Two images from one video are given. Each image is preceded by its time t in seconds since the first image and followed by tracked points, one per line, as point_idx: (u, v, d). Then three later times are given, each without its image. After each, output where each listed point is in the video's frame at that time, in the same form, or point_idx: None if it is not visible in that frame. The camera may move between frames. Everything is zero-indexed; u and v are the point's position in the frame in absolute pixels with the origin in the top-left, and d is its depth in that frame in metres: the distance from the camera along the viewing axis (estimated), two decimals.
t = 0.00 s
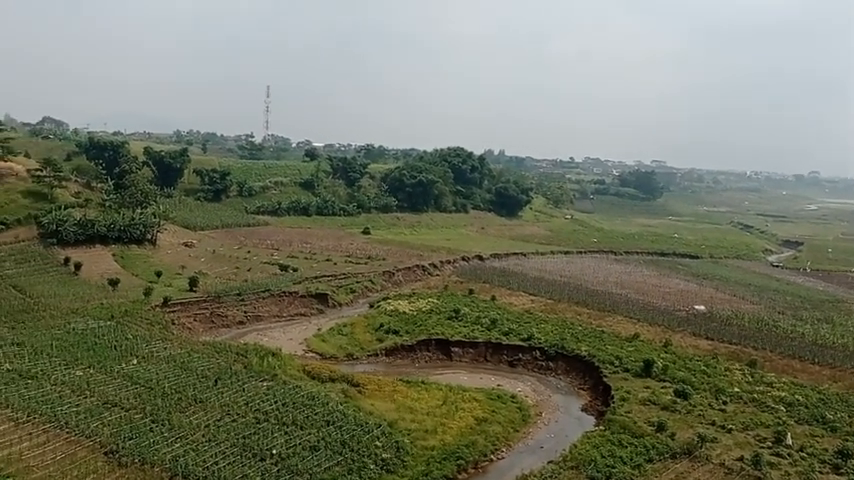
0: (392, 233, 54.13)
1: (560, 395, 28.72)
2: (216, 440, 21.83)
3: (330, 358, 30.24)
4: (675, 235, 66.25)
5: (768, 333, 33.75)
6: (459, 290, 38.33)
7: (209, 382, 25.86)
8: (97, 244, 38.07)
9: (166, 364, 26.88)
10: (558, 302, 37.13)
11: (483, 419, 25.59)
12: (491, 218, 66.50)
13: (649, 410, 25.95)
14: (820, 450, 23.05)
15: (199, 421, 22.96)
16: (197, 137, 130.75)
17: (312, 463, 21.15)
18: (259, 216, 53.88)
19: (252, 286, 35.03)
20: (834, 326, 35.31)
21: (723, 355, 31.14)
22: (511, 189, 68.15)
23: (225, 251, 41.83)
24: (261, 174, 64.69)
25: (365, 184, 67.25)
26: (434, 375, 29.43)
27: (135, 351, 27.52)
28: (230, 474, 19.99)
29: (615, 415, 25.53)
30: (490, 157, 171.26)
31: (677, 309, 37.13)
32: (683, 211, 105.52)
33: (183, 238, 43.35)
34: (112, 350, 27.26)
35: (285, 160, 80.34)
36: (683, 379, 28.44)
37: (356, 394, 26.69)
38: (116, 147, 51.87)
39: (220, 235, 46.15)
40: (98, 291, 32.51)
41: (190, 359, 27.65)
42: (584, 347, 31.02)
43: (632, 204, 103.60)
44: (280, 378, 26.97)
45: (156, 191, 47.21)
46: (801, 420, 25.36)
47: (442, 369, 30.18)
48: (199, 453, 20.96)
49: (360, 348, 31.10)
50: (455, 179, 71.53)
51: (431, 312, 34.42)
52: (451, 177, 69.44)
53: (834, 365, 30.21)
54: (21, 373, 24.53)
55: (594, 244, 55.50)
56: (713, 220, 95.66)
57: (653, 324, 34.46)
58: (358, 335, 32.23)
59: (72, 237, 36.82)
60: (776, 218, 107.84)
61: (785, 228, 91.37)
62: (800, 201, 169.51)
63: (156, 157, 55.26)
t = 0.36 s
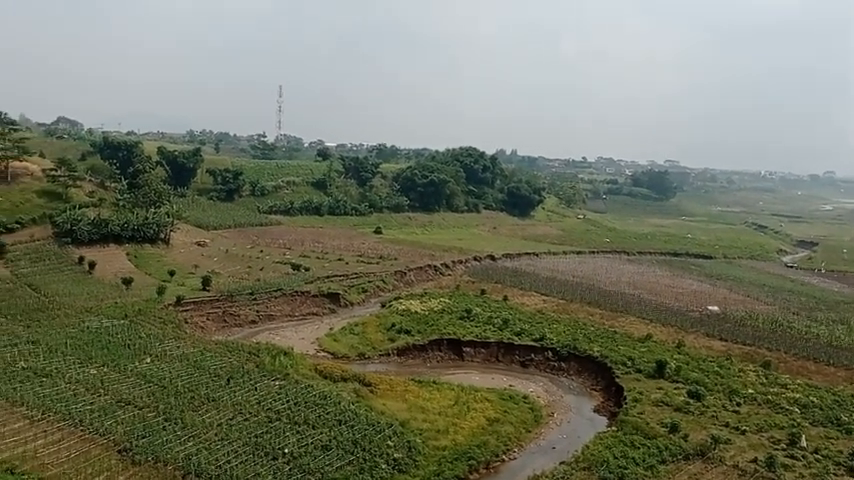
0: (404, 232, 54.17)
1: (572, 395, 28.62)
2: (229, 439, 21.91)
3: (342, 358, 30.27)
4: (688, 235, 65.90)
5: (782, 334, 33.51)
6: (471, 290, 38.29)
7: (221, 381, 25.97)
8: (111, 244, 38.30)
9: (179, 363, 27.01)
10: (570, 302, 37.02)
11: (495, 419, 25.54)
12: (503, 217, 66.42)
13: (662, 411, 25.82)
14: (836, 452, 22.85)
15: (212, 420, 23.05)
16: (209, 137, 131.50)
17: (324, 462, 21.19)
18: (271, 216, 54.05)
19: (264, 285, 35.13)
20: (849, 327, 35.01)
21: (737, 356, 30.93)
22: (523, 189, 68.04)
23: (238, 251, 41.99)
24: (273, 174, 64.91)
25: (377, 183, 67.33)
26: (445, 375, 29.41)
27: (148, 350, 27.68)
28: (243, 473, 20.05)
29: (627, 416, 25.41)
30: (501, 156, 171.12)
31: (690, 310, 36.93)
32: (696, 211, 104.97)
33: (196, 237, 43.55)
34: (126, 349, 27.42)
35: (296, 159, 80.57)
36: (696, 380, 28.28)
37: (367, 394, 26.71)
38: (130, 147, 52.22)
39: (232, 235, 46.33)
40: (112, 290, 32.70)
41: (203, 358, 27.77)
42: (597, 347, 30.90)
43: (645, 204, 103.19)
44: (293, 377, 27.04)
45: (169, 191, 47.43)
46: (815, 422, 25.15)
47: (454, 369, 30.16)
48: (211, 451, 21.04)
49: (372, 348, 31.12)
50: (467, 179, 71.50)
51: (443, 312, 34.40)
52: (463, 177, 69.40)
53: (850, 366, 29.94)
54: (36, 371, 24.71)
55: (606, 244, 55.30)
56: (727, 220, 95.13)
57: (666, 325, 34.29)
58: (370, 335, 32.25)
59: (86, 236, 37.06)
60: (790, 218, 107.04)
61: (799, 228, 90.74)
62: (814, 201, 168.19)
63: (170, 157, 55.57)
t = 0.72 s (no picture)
0: (419, 232, 54.16)
1: (587, 395, 28.51)
2: (244, 437, 22.00)
3: (357, 357, 30.32)
4: (704, 235, 65.47)
5: (800, 335, 33.21)
6: (485, 290, 38.23)
7: (237, 380, 26.08)
8: (128, 243, 38.57)
9: (195, 362, 27.15)
10: (585, 302, 36.88)
11: (509, 419, 25.49)
12: (517, 217, 66.28)
13: (678, 412, 25.65)
14: None
15: (227, 418, 23.16)
16: (224, 137, 132.28)
17: (338, 461, 21.24)
18: (286, 215, 54.23)
19: (279, 285, 35.24)
20: None
21: (754, 356, 30.69)
22: (538, 189, 67.86)
23: (253, 250, 42.16)
24: (288, 173, 65.12)
25: (391, 183, 67.37)
26: (460, 375, 29.39)
27: (164, 348, 27.85)
28: (258, 472, 20.13)
29: (643, 417, 25.27)
30: (515, 156, 170.82)
31: (706, 310, 36.67)
32: (712, 210, 104.26)
33: (212, 236, 43.77)
34: (143, 347, 27.60)
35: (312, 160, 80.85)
36: (713, 380, 28.08)
37: (382, 393, 26.74)
38: (146, 147, 52.59)
39: (247, 234, 46.52)
40: (129, 289, 32.93)
41: (218, 357, 27.91)
42: (612, 347, 30.75)
43: (660, 204, 102.65)
44: (307, 376, 27.11)
45: (185, 191, 47.73)
46: (834, 423, 24.89)
47: (468, 369, 30.13)
48: (227, 450, 21.14)
49: (386, 347, 31.14)
50: (481, 179, 71.41)
51: (457, 311, 34.36)
52: (477, 176, 69.31)
53: None
54: (54, 369, 24.93)
55: (622, 244, 55.03)
56: (744, 219, 94.38)
57: (682, 325, 34.09)
58: (385, 334, 32.27)
59: (103, 236, 37.36)
60: (808, 217, 106.05)
61: (817, 227, 89.86)
62: (832, 200, 166.58)
63: (185, 157, 55.90)
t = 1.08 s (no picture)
0: (442, 232, 54.14)
1: (612, 396, 28.30)
2: (269, 437, 22.13)
3: (381, 357, 30.37)
4: (731, 235, 64.68)
5: (829, 336, 32.67)
6: (509, 290, 38.11)
7: (262, 379, 26.25)
8: (155, 244, 39.02)
9: (220, 361, 27.38)
10: (610, 303, 36.62)
11: (534, 420, 25.36)
12: (541, 217, 66.00)
13: (705, 413, 25.37)
14: None
15: (252, 418, 23.33)
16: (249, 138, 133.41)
17: (362, 461, 21.29)
18: (310, 216, 54.49)
19: (303, 285, 35.42)
20: None
21: (782, 358, 30.25)
22: (562, 189, 67.52)
23: (277, 250, 42.43)
24: (311, 174, 65.46)
25: (415, 183, 67.44)
26: (484, 376, 29.33)
27: (190, 348, 28.11)
28: (283, 471, 20.24)
29: (669, 418, 25.02)
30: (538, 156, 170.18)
31: (734, 310, 36.22)
32: (739, 209, 102.95)
33: (237, 237, 44.13)
34: (169, 347, 27.89)
35: (335, 161, 81.24)
36: (740, 382, 27.74)
37: (406, 393, 26.76)
38: (172, 149, 53.15)
39: (272, 235, 46.82)
40: (156, 290, 33.30)
41: (244, 356, 28.12)
42: (638, 348, 30.49)
43: (686, 203, 101.67)
44: (331, 376, 27.21)
45: (211, 192, 48.19)
46: None
47: (492, 370, 30.06)
48: (252, 449, 21.28)
49: (410, 347, 31.15)
50: (505, 179, 71.22)
51: (481, 312, 34.29)
52: (501, 176, 69.16)
53: None
54: (83, 368, 25.28)
55: (647, 244, 54.56)
56: (771, 219, 93.08)
57: (708, 325, 33.71)
58: (408, 335, 32.28)
59: (131, 237, 37.83)
60: (838, 217, 104.31)
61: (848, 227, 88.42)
62: None
63: (210, 159, 56.41)
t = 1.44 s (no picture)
0: (465, 233, 54.10)
1: (637, 398, 28.08)
2: (293, 437, 22.23)
3: (404, 358, 30.40)
4: (758, 235, 63.88)
5: None
6: (533, 291, 37.97)
7: (286, 380, 26.39)
8: (180, 245, 39.41)
9: (245, 361, 27.58)
10: (635, 303, 36.33)
11: (558, 421, 25.23)
12: (564, 217, 65.70)
13: (732, 415, 25.07)
14: None
15: (277, 418, 23.45)
16: (273, 140, 134.35)
17: (386, 461, 21.31)
18: (333, 217, 54.71)
19: (326, 285, 35.55)
20: None
21: (811, 359, 29.80)
22: (585, 188, 67.15)
23: (301, 251, 42.66)
24: (335, 175, 65.73)
25: (437, 184, 67.44)
26: (508, 376, 29.24)
27: (215, 348, 28.34)
28: (308, 471, 20.33)
29: (695, 420, 24.75)
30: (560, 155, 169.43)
31: (761, 311, 35.76)
32: (766, 209, 101.63)
33: (261, 238, 44.43)
34: (195, 347, 28.14)
35: (359, 162, 81.60)
36: (768, 384, 27.38)
37: (429, 394, 26.77)
38: (197, 151, 53.66)
39: (296, 236, 47.06)
40: (181, 290, 33.64)
41: (268, 356, 28.29)
42: (663, 349, 30.21)
43: (712, 202, 100.61)
44: (355, 377, 27.29)
45: (235, 193, 48.58)
46: None
47: (516, 370, 29.96)
48: (277, 449, 21.39)
49: (434, 348, 31.15)
50: (528, 178, 70.99)
51: (504, 312, 34.18)
52: (524, 176, 68.95)
53: None
54: (110, 368, 25.58)
55: (673, 244, 54.05)
56: (800, 218, 91.77)
57: (735, 326, 33.32)
58: (431, 335, 32.28)
59: (156, 238, 38.26)
60: None
61: None
62: None
63: (235, 160, 56.85)
